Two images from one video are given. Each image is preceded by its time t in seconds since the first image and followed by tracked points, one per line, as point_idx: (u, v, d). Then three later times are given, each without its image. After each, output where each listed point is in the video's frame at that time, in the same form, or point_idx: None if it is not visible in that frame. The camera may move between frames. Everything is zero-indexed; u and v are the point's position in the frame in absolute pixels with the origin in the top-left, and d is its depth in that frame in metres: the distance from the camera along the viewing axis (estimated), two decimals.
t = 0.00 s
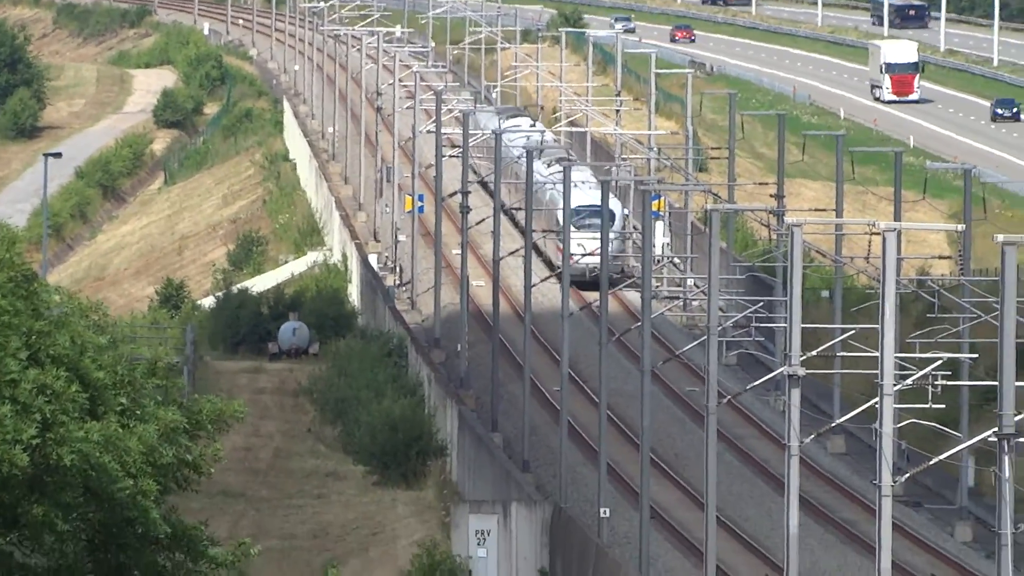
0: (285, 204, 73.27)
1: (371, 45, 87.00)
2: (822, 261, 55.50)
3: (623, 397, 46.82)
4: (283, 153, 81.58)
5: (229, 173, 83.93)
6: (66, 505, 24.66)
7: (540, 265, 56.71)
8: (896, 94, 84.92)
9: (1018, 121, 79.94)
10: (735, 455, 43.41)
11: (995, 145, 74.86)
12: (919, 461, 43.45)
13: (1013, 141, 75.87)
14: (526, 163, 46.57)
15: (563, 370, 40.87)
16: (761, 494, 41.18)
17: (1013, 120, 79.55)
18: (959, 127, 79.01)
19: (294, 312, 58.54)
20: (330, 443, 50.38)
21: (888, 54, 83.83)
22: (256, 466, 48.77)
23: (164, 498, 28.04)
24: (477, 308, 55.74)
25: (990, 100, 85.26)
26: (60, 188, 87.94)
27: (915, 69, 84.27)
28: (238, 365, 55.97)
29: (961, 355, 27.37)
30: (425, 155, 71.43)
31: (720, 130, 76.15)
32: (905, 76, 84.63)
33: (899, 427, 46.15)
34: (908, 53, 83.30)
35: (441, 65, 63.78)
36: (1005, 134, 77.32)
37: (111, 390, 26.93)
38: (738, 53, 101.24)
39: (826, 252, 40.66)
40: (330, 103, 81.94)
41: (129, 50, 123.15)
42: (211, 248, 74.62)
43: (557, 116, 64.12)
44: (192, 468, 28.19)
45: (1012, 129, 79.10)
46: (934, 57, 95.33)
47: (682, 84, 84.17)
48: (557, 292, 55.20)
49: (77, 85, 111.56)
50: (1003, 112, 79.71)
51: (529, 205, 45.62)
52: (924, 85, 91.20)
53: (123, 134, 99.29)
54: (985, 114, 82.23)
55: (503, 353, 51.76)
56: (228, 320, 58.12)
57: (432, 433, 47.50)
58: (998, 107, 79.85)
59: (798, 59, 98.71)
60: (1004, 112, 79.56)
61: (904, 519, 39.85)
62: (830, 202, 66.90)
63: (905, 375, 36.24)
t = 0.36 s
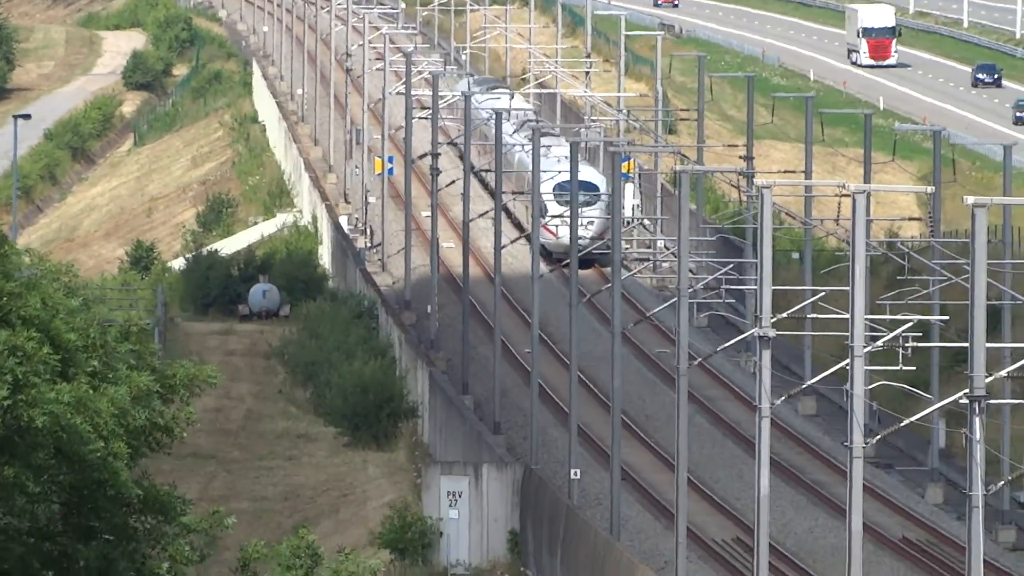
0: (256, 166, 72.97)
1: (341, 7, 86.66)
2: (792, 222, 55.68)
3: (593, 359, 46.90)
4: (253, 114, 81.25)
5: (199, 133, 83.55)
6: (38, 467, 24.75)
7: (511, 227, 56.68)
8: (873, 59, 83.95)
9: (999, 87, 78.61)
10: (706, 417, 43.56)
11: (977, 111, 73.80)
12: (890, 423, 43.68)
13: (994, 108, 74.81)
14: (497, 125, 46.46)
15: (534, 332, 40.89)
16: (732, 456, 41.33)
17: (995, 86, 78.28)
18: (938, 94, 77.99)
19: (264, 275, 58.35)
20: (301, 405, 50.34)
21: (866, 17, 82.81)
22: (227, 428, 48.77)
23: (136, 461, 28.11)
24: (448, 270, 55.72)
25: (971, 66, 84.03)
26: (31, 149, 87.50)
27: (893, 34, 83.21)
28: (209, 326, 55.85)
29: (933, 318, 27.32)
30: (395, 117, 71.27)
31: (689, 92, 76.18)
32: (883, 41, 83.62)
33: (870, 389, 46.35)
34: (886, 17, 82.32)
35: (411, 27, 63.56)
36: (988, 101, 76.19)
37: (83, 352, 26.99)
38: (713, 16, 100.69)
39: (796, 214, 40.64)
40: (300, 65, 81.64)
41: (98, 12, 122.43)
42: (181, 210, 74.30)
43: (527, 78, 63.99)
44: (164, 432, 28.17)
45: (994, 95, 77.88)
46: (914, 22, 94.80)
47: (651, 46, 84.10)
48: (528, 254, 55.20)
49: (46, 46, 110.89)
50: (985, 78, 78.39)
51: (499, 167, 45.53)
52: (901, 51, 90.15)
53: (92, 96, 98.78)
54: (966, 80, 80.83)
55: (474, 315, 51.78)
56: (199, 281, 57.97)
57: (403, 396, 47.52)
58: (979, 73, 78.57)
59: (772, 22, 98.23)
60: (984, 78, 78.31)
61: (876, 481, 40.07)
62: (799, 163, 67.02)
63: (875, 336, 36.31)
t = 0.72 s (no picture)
0: (233, 135, 72.61)
1: None
2: (769, 192, 55.69)
3: (570, 329, 46.82)
4: (230, 82, 80.86)
5: (176, 102, 83.17)
6: (15, 437, 24.62)
7: (488, 196, 56.57)
8: (858, 31, 83.37)
9: (988, 60, 77.75)
10: (683, 386, 43.57)
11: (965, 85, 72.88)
12: (868, 393, 43.72)
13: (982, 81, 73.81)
14: (475, 93, 46.20)
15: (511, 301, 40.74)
16: (708, 426, 41.33)
17: (984, 59, 77.34)
18: (923, 66, 77.17)
19: (241, 244, 58.23)
20: (277, 375, 50.26)
21: None
22: (203, 399, 48.73)
23: (113, 433, 27.95)
24: (425, 240, 55.63)
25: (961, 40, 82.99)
26: (7, 119, 87.80)
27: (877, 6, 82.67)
28: (185, 296, 55.68)
29: (911, 290, 27.21)
30: (372, 86, 71.05)
31: (667, 61, 76.06)
32: (867, 12, 82.87)
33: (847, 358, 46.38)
34: None
35: None
36: (976, 74, 75.24)
37: (61, 324, 26.84)
38: None
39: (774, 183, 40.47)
40: (277, 32, 81.30)
41: None
42: (157, 179, 73.98)
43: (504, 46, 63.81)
44: (140, 404, 28.07)
45: (982, 68, 76.95)
46: None
47: (629, 14, 83.92)
48: (504, 223, 55.10)
49: (22, 16, 110.51)
50: (973, 51, 77.49)
51: (476, 136, 45.29)
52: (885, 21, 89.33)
53: (69, 65, 98.39)
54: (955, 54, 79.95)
55: (451, 285, 51.70)
56: (175, 251, 57.71)
57: (380, 365, 47.26)
58: (967, 45, 77.67)
59: None
60: (973, 51, 77.43)
61: (853, 451, 40.14)
62: (777, 132, 67.04)
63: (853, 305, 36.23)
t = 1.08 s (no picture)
0: (205, 113, 72.34)
1: None
2: (742, 170, 55.80)
3: (543, 308, 46.80)
4: (202, 60, 80.53)
5: (149, 80, 82.76)
6: None
7: (461, 174, 56.52)
8: (838, 12, 82.40)
9: (973, 42, 77.14)
10: (656, 365, 43.64)
11: (949, 67, 72.21)
12: (840, 371, 43.79)
13: (966, 63, 73.07)
14: (447, 71, 46.03)
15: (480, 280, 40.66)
16: (681, 404, 41.38)
17: (968, 42, 76.70)
18: (903, 47, 76.66)
19: (214, 223, 57.82)
20: (250, 353, 50.19)
21: None
22: (176, 377, 48.69)
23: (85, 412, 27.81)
24: (398, 218, 55.57)
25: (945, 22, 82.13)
26: None
27: None
28: (158, 275, 55.55)
29: (882, 269, 27.14)
30: (344, 63, 70.88)
31: (640, 39, 76.02)
32: None
33: (820, 337, 46.45)
34: None
35: None
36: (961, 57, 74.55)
37: (32, 303, 26.79)
38: None
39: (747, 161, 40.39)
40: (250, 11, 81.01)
41: None
42: (130, 157, 73.73)
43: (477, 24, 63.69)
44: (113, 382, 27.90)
45: (967, 51, 76.26)
46: None
47: None
48: (476, 202, 55.04)
49: None
50: (957, 33, 76.83)
51: (448, 114, 45.13)
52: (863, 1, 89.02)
53: (41, 43, 97.94)
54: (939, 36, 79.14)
55: (424, 264, 51.67)
56: (148, 230, 57.48)
57: (352, 344, 47.24)
58: (952, 28, 77.18)
59: None
60: (958, 34, 76.95)
61: (826, 430, 40.22)
62: (749, 111, 67.12)
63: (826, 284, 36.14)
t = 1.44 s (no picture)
0: (179, 103, 72.20)
1: None
2: (715, 161, 55.97)
3: (518, 298, 46.89)
4: (177, 51, 80.34)
5: (123, 71, 82.51)
6: None
7: (436, 164, 56.54)
8: (822, 5, 81.92)
9: (957, 37, 76.98)
10: (631, 355, 43.79)
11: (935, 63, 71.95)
12: (815, 361, 44.04)
13: (953, 59, 72.81)
14: (420, 61, 45.97)
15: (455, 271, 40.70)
16: (656, 394, 41.51)
17: (954, 37, 76.49)
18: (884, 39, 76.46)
19: (189, 213, 58.09)
20: (225, 343, 50.17)
21: None
22: (152, 366, 48.69)
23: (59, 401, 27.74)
24: (373, 208, 55.58)
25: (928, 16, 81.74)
26: None
27: None
28: (133, 265, 55.50)
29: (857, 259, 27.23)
30: (319, 54, 70.82)
31: (614, 29, 76.10)
32: None
33: (795, 327, 46.66)
34: None
35: None
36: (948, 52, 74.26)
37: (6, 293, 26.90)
38: None
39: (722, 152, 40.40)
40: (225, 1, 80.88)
41: None
42: (105, 147, 73.59)
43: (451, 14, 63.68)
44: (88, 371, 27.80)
45: (952, 46, 75.98)
46: None
47: None
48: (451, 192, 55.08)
49: None
50: (943, 28, 76.60)
51: (422, 105, 45.08)
52: None
53: (15, 34, 97.61)
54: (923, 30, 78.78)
55: (398, 253, 51.71)
56: (123, 220, 57.44)
57: (327, 334, 47.37)
58: (938, 23, 76.72)
59: None
60: (944, 29, 76.57)
61: (801, 421, 40.42)
62: (723, 101, 67.29)
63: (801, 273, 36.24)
